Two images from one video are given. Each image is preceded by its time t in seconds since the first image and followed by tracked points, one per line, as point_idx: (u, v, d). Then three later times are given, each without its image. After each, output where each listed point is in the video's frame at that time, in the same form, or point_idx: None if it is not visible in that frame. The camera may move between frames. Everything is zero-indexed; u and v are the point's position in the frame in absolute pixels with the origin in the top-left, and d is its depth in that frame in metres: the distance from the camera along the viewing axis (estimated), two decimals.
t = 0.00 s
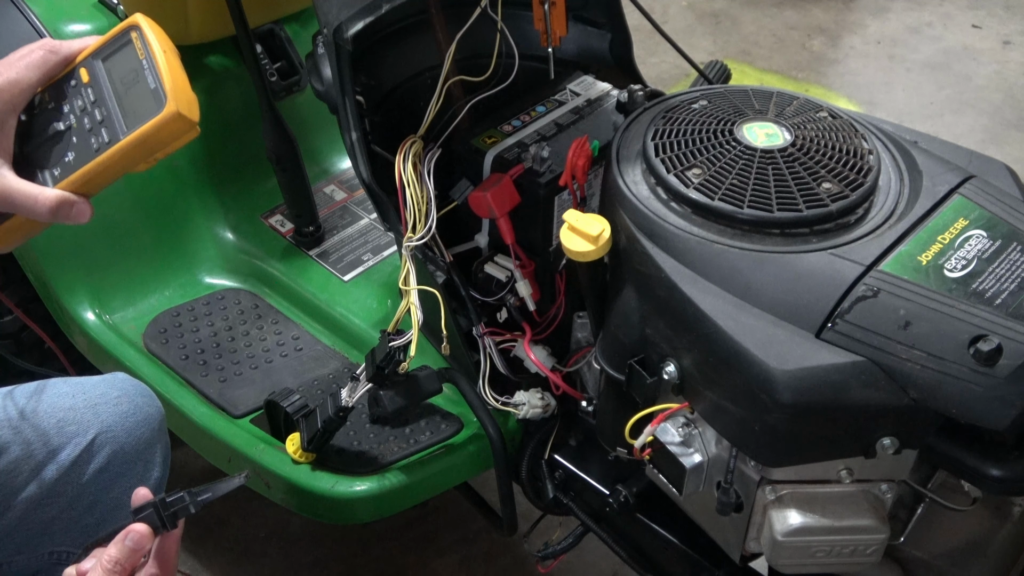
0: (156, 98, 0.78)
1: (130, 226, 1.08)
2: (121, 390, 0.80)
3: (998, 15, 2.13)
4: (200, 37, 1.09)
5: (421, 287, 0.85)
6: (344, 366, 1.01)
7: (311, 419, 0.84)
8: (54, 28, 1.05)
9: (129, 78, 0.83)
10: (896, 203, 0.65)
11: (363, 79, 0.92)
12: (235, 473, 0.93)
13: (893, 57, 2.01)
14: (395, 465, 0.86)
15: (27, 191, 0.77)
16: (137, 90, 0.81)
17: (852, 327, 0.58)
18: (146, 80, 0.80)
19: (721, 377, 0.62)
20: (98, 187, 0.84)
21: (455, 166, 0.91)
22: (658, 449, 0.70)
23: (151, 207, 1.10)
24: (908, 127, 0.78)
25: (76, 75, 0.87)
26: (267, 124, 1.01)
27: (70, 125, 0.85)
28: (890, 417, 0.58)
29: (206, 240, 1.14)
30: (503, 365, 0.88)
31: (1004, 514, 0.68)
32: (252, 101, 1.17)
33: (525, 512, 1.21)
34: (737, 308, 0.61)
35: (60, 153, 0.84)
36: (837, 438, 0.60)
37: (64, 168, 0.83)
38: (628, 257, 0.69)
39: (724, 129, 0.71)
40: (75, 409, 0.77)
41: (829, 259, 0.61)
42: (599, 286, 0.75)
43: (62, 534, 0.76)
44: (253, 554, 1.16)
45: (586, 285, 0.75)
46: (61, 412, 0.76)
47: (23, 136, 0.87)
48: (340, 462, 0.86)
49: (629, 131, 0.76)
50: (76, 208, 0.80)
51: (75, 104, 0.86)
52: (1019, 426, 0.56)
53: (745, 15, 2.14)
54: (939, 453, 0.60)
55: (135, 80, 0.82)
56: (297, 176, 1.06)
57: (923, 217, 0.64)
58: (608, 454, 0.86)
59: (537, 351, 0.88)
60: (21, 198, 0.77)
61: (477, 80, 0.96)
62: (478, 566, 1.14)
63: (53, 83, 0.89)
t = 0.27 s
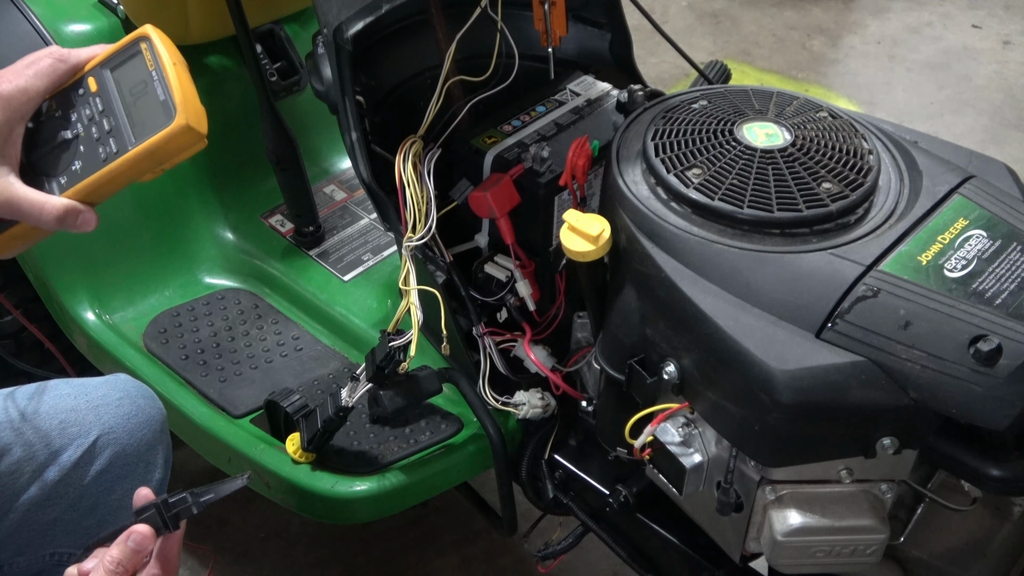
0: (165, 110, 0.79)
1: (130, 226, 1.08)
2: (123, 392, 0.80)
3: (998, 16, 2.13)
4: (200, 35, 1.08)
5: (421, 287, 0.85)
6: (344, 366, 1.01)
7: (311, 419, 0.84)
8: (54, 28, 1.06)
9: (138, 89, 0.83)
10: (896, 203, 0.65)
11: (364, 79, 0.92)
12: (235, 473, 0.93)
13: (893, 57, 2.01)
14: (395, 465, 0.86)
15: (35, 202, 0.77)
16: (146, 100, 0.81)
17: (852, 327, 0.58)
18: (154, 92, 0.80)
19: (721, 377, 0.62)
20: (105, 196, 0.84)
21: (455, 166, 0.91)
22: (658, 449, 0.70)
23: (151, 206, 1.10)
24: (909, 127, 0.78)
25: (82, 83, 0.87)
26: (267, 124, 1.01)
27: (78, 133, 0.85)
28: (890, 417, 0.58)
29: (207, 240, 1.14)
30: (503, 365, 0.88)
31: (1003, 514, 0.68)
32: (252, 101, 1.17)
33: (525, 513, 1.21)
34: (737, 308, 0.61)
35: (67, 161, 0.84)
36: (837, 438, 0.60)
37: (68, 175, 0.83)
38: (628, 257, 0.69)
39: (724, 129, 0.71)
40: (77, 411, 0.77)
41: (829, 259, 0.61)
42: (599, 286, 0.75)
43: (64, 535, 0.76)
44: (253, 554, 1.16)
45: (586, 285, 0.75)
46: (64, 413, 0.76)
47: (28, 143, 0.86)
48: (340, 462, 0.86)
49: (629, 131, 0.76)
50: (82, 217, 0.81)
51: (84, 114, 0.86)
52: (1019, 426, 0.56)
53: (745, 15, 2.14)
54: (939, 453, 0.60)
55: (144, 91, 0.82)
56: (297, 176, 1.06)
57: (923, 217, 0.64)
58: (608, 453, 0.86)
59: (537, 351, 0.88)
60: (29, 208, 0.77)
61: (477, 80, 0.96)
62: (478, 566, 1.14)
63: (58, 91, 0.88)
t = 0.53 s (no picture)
0: (178, 109, 0.78)
1: (129, 225, 1.08)
2: (122, 390, 0.81)
3: (998, 15, 2.13)
4: (201, 31, 1.07)
5: (421, 287, 0.85)
6: (344, 366, 1.01)
7: (311, 419, 0.84)
8: (54, 28, 1.05)
9: (152, 92, 0.82)
10: (896, 203, 0.65)
11: (363, 79, 0.92)
12: (236, 473, 0.93)
13: (893, 57, 2.01)
14: (395, 465, 0.86)
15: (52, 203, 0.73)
16: (160, 105, 0.80)
17: (852, 327, 0.58)
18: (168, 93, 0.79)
19: (721, 377, 0.62)
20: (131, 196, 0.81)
21: (455, 166, 0.91)
22: (658, 449, 0.70)
23: (151, 206, 1.10)
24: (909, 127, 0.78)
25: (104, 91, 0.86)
26: (267, 124, 1.01)
27: (99, 141, 0.83)
28: (890, 417, 0.58)
29: (207, 240, 1.14)
30: (503, 365, 0.88)
31: (1003, 514, 0.68)
32: (252, 101, 1.17)
33: (525, 512, 1.21)
34: (737, 308, 0.61)
35: (87, 167, 0.81)
36: (837, 438, 0.60)
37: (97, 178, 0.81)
38: (628, 257, 0.69)
39: (724, 129, 0.71)
40: (77, 410, 0.77)
41: (829, 259, 0.61)
42: (599, 287, 0.75)
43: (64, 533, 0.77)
44: (254, 553, 1.16)
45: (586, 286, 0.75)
46: (63, 413, 0.77)
47: (50, 152, 0.83)
48: (340, 462, 0.86)
49: (629, 131, 0.76)
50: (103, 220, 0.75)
51: (104, 120, 0.84)
52: (1019, 426, 0.56)
53: (745, 15, 2.14)
54: (939, 453, 0.60)
55: (158, 94, 0.81)
56: (297, 176, 1.06)
57: (923, 217, 0.64)
58: (608, 453, 0.86)
59: (537, 351, 0.88)
60: (46, 209, 0.73)
61: (477, 80, 0.96)
62: (478, 566, 1.14)
63: (82, 103, 0.87)
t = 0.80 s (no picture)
0: (252, 138, 0.73)
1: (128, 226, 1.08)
2: (115, 391, 0.80)
3: (997, 15, 2.13)
4: (200, 31, 1.07)
5: (421, 287, 0.85)
6: (345, 366, 1.01)
7: (311, 419, 0.84)
8: (54, 28, 1.05)
9: (229, 131, 0.77)
10: (896, 203, 0.65)
11: (364, 79, 0.91)
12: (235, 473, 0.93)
13: (893, 57, 2.01)
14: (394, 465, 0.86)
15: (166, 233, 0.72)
16: (234, 145, 0.75)
17: (852, 327, 0.58)
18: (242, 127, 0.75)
19: (721, 377, 0.62)
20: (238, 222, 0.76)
21: (455, 166, 0.91)
22: (659, 449, 0.70)
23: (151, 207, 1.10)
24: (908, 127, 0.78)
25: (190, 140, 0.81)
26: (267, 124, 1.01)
27: (194, 180, 0.78)
28: (890, 417, 0.58)
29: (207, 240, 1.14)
30: (503, 365, 0.88)
31: (1003, 514, 0.68)
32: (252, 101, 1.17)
33: (525, 513, 1.21)
34: (737, 308, 0.61)
35: (188, 204, 0.77)
36: (837, 438, 0.60)
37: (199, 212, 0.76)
38: (628, 257, 0.69)
39: (724, 129, 0.71)
40: (64, 407, 0.77)
41: (829, 259, 0.61)
42: (599, 286, 0.75)
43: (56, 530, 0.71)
44: (253, 553, 1.16)
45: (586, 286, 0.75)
46: (54, 414, 0.76)
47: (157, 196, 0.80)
48: (340, 462, 0.86)
49: (629, 131, 0.76)
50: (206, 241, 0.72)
51: (197, 162, 0.79)
52: (1019, 426, 0.56)
53: (745, 15, 2.14)
54: (939, 453, 0.60)
55: (235, 133, 0.76)
56: (297, 176, 1.06)
57: (923, 217, 0.64)
58: (608, 453, 0.86)
59: (538, 351, 0.88)
60: (165, 235, 0.72)
61: (477, 80, 0.96)
62: (478, 566, 1.14)
63: (173, 155, 0.82)
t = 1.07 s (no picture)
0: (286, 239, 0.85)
1: (127, 225, 1.08)
2: (121, 396, 0.76)
3: (998, 16, 2.13)
4: (200, 31, 1.07)
5: (421, 287, 0.85)
6: (345, 366, 1.01)
7: (312, 419, 0.84)
8: (54, 28, 1.05)
9: (261, 240, 0.86)
10: (896, 203, 0.65)
11: (364, 79, 0.91)
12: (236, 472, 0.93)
13: (893, 57, 2.01)
14: (394, 465, 0.86)
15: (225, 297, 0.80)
16: (267, 246, 0.85)
17: (852, 327, 0.58)
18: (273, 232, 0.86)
19: (721, 376, 0.62)
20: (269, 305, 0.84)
21: (455, 166, 0.91)
22: (659, 449, 0.70)
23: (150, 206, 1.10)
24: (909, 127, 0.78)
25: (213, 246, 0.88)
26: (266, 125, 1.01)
27: (228, 275, 0.85)
28: (890, 417, 0.58)
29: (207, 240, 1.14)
30: (503, 366, 0.88)
31: (1003, 514, 0.69)
32: (252, 101, 1.18)
33: (526, 513, 1.21)
34: (737, 308, 0.61)
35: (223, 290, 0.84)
36: (837, 438, 0.60)
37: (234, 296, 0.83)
38: (628, 257, 0.69)
39: (724, 129, 0.71)
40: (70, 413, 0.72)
41: (829, 259, 0.61)
42: (599, 286, 0.75)
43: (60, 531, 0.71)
44: (253, 553, 1.16)
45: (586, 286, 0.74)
46: (60, 418, 0.71)
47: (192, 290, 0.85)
48: (340, 462, 0.86)
49: (629, 131, 0.76)
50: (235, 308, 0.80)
51: (230, 264, 0.86)
52: (1020, 426, 0.56)
53: (745, 15, 2.14)
54: (939, 453, 0.60)
55: (265, 240, 0.86)
56: (297, 176, 1.06)
57: (923, 217, 0.64)
58: (609, 454, 0.86)
59: (538, 351, 0.88)
60: (216, 302, 0.79)
61: (477, 80, 0.96)
62: (478, 566, 1.14)
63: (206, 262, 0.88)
